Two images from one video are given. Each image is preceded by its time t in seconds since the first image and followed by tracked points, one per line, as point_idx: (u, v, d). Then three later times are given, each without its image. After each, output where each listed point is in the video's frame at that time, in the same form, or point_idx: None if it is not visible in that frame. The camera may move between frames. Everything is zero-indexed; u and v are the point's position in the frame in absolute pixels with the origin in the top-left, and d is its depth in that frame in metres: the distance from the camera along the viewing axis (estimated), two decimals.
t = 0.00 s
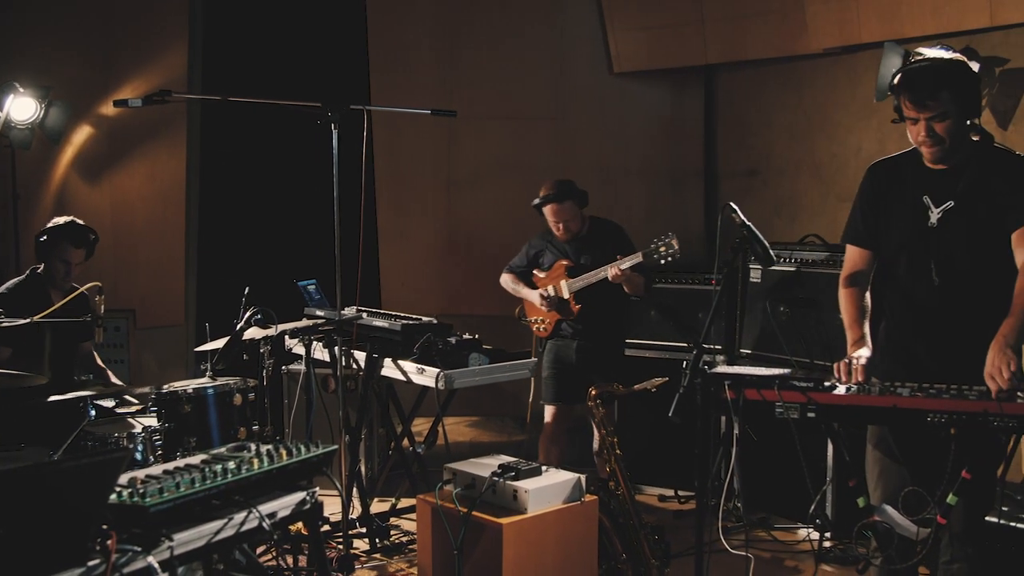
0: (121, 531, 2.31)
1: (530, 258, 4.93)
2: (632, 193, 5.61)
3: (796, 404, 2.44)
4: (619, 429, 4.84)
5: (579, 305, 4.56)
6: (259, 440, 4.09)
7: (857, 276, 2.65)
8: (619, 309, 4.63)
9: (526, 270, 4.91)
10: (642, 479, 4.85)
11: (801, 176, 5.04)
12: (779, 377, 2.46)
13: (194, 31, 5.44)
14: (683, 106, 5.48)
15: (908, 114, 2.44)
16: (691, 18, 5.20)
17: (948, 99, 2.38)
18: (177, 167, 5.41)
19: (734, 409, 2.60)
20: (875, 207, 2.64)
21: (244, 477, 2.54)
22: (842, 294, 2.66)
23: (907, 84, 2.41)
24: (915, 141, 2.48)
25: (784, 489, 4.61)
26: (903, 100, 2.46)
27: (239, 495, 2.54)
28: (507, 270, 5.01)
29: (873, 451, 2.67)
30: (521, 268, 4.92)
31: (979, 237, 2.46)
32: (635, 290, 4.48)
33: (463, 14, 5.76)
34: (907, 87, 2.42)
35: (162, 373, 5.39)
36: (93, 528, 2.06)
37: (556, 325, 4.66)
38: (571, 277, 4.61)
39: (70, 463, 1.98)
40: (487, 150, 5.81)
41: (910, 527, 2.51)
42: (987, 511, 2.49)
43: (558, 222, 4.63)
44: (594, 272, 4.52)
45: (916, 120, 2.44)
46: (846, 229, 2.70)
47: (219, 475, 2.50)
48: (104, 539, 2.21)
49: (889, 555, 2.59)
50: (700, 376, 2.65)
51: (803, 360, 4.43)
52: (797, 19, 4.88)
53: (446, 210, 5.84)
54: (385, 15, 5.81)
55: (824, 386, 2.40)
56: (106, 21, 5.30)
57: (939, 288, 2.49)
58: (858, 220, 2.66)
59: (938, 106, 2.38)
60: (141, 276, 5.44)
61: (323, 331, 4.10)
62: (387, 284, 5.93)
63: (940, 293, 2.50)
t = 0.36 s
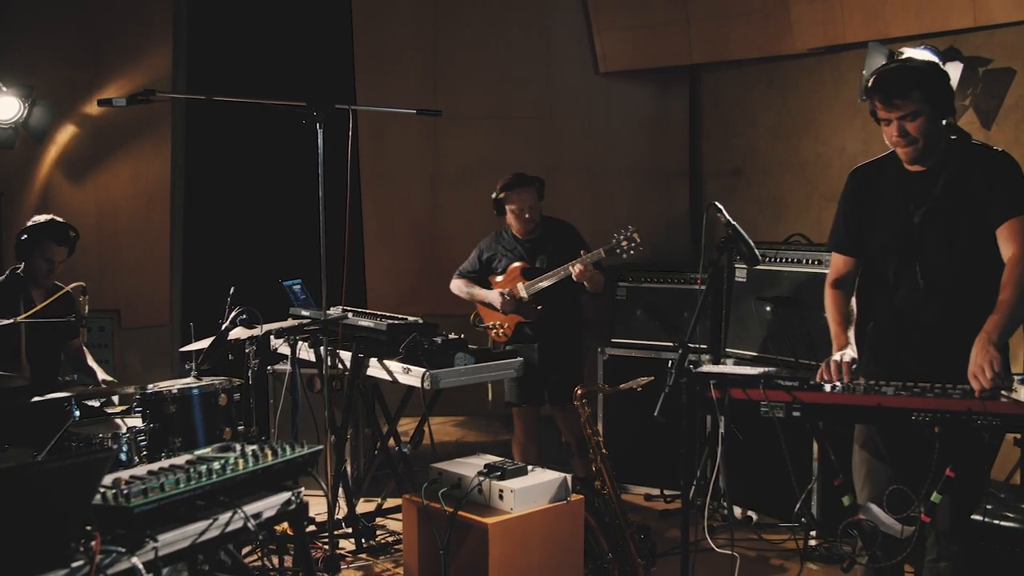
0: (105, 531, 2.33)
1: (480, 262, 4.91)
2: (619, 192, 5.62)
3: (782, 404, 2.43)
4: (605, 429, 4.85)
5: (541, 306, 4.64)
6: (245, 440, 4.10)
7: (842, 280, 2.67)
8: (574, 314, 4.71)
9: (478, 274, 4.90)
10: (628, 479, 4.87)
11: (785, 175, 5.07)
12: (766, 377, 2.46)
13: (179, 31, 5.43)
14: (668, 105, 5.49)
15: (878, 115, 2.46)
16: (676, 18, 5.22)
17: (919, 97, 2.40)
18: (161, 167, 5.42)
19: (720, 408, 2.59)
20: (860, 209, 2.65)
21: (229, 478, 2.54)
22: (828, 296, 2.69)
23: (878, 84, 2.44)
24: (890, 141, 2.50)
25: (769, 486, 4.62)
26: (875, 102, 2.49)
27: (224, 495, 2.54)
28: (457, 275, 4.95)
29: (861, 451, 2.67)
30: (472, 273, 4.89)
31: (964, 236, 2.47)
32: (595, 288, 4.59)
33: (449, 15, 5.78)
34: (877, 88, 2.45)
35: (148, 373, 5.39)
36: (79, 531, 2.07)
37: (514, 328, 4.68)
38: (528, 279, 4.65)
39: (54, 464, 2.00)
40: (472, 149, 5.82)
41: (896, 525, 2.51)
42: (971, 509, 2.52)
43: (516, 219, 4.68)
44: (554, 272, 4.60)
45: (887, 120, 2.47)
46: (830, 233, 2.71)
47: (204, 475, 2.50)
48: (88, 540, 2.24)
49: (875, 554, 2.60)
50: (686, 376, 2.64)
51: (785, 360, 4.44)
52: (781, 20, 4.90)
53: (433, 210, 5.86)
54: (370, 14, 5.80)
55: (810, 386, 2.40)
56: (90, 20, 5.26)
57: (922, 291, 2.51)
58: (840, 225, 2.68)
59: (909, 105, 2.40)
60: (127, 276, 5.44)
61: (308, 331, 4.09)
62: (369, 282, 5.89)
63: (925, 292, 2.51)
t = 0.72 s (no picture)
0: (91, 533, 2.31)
1: (455, 264, 4.90)
2: (607, 192, 5.63)
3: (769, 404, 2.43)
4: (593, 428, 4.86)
5: (518, 307, 4.65)
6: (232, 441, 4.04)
7: (832, 281, 2.72)
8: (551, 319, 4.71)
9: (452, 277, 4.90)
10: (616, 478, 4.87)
11: (772, 175, 5.09)
12: (753, 377, 2.47)
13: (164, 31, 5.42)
14: (656, 105, 5.49)
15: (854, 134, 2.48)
16: (663, 18, 5.22)
17: (892, 114, 2.40)
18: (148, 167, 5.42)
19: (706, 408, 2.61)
20: (852, 211, 2.68)
21: (215, 479, 2.52)
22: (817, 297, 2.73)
23: (848, 107, 2.45)
24: (870, 156, 2.51)
25: (756, 485, 4.63)
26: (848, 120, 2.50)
27: (211, 497, 2.53)
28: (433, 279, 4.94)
29: (852, 452, 2.69)
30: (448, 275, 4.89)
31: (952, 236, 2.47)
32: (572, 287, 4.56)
33: (436, 14, 5.77)
34: (849, 110, 2.45)
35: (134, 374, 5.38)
36: (64, 531, 2.05)
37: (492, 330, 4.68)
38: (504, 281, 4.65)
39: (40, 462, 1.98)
40: (461, 148, 5.82)
41: (881, 524, 2.51)
42: (964, 509, 2.49)
43: (490, 218, 4.70)
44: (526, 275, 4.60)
45: (864, 137, 2.48)
46: (822, 236, 2.75)
47: (190, 475, 2.49)
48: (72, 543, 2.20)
49: (863, 552, 2.59)
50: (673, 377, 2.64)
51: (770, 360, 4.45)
52: (767, 20, 4.90)
53: (422, 211, 5.86)
54: (356, 14, 5.78)
55: (797, 385, 2.40)
56: (72, 19, 5.23)
57: (910, 295, 2.53)
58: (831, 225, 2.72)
59: (880, 122, 2.41)
60: (112, 276, 5.42)
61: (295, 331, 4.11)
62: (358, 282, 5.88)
63: (914, 292, 2.52)
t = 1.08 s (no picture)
0: (74, 535, 2.31)
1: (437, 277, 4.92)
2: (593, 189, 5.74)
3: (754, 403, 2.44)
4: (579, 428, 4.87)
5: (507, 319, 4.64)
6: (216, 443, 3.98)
7: (830, 273, 2.70)
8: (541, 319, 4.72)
9: (434, 291, 4.92)
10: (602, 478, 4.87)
11: (757, 174, 5.14)
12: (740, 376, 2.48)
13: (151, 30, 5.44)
14: (642, 100, 5.67)
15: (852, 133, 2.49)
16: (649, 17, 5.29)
17: (887, 107, 2.42)
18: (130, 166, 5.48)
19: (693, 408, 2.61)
20: (848, 208, 2.68)
21: (200, 480, 2.51)
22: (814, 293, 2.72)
23: (843, 108, 2.46)
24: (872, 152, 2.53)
25: (741, 484, 4.65)
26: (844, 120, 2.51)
27: (195, 497, 2.53)
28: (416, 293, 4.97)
29: (836, 450, 2.68)
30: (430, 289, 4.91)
31: (944, 237, 2.48)
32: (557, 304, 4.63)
33: (422, 13, 5.78)
34: (843, 111, 2.47)
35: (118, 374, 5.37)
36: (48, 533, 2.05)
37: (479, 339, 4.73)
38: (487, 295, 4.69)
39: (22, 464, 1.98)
40: (449, 147, 5.82)
41: (865, 522, 2.51)
42: (947, 506, 2.50)
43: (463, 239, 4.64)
44: (512, 292, 4.65)
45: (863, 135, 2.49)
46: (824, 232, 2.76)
47: (175, 477, 2.47)
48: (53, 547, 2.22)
49: (847, 551, 2.62)
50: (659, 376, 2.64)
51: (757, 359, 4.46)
52: (751, 20, 4.98)
53: (409, 210, 5.85)
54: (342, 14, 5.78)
55: (781, 385, 2.41)
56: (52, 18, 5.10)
57: (902, 294, 2.54)
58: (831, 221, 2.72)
59: (879, 117, 2.42)
60: (97, 276, 5.39)
61: (281, 332, 4.03)
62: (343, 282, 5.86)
63: (907, 291, 2.53)
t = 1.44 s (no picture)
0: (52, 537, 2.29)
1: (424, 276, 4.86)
2: (578, 189, 5.75)
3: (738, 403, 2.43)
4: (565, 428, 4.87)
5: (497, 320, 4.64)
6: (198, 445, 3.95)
7: (814, 269, 2.68)
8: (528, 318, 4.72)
9: (421, 290, 4.87)
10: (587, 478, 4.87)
11: (743, 173, 5.16)
12: (724, 376, 2.48)
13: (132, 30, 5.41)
14: (626, 101, 5.69)
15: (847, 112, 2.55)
16: (634, 18, 5.30)
17: (881, 89, 2.47)
18: (111, 165, 5.44)
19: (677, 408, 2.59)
20: (832, 206, 2.67)
21: (183, 481, 2.49)
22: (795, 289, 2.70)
23: (840, 83, 2.54)
24: (863, 139, 2.54)
25: (726, 483, 4.66)
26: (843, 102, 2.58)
27: (177, 499, 2.49)
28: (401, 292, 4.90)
29: (818, 449, 2.68)
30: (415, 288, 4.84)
31: (925, 236, 2.48)
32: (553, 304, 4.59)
33: (408, 13, 5.76)
34: (841, 87, 2.54)
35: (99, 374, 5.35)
36: (26, 536, 2.03)
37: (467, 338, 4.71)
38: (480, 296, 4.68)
39: None
40: (437, 147, 5.80)
41: (849, 521, 2.52)
42: (930, 505, 2.51)
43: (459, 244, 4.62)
44: (506, 292, 4.62)
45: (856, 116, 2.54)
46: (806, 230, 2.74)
47: (157, 478, 2.45)
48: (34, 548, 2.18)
49: (831, 550, 2.61)
50: (643, 377, 2.63)
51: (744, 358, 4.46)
52: (736, 21, 4.98)
53: (396, 210, 5.83)
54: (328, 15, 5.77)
55: (765, 384, 2.41)
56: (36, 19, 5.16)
57: (884, 293, 2.53)
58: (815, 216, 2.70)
59: (871, 96, 2.47)
60: (80, 276, 5.41)
61: (264, 331, 4.00)
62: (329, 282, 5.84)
63: (888, 290, 2.53)
